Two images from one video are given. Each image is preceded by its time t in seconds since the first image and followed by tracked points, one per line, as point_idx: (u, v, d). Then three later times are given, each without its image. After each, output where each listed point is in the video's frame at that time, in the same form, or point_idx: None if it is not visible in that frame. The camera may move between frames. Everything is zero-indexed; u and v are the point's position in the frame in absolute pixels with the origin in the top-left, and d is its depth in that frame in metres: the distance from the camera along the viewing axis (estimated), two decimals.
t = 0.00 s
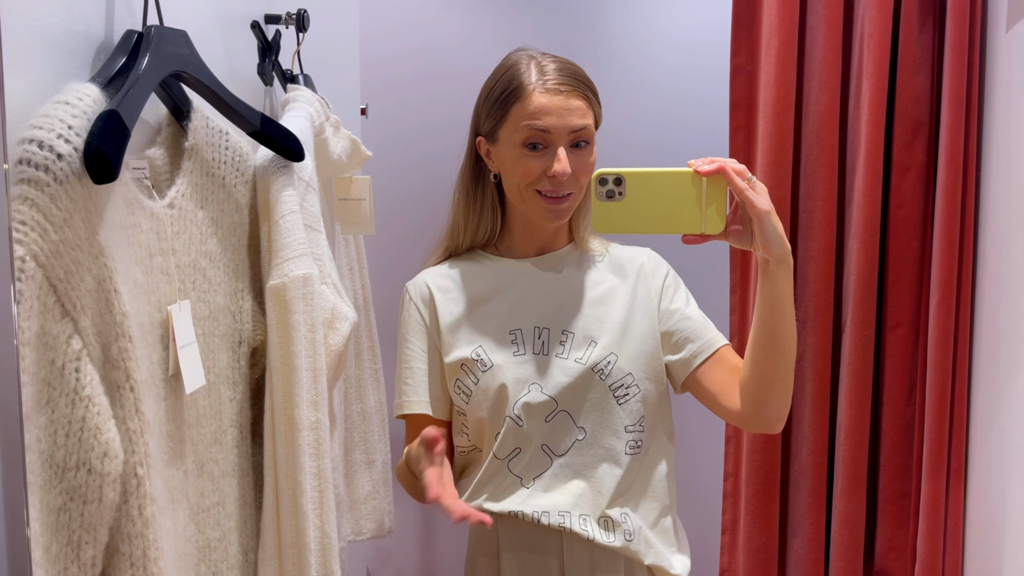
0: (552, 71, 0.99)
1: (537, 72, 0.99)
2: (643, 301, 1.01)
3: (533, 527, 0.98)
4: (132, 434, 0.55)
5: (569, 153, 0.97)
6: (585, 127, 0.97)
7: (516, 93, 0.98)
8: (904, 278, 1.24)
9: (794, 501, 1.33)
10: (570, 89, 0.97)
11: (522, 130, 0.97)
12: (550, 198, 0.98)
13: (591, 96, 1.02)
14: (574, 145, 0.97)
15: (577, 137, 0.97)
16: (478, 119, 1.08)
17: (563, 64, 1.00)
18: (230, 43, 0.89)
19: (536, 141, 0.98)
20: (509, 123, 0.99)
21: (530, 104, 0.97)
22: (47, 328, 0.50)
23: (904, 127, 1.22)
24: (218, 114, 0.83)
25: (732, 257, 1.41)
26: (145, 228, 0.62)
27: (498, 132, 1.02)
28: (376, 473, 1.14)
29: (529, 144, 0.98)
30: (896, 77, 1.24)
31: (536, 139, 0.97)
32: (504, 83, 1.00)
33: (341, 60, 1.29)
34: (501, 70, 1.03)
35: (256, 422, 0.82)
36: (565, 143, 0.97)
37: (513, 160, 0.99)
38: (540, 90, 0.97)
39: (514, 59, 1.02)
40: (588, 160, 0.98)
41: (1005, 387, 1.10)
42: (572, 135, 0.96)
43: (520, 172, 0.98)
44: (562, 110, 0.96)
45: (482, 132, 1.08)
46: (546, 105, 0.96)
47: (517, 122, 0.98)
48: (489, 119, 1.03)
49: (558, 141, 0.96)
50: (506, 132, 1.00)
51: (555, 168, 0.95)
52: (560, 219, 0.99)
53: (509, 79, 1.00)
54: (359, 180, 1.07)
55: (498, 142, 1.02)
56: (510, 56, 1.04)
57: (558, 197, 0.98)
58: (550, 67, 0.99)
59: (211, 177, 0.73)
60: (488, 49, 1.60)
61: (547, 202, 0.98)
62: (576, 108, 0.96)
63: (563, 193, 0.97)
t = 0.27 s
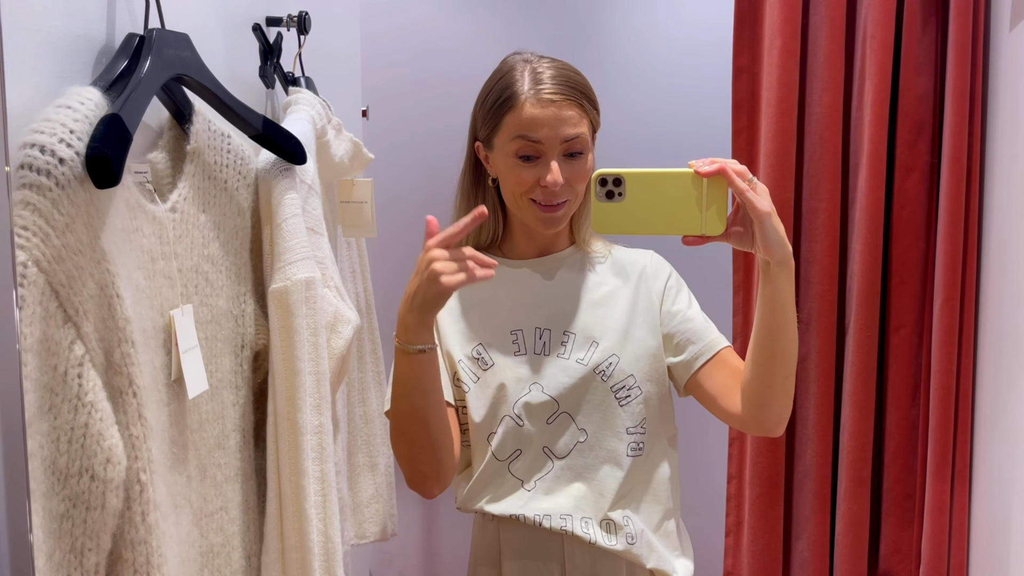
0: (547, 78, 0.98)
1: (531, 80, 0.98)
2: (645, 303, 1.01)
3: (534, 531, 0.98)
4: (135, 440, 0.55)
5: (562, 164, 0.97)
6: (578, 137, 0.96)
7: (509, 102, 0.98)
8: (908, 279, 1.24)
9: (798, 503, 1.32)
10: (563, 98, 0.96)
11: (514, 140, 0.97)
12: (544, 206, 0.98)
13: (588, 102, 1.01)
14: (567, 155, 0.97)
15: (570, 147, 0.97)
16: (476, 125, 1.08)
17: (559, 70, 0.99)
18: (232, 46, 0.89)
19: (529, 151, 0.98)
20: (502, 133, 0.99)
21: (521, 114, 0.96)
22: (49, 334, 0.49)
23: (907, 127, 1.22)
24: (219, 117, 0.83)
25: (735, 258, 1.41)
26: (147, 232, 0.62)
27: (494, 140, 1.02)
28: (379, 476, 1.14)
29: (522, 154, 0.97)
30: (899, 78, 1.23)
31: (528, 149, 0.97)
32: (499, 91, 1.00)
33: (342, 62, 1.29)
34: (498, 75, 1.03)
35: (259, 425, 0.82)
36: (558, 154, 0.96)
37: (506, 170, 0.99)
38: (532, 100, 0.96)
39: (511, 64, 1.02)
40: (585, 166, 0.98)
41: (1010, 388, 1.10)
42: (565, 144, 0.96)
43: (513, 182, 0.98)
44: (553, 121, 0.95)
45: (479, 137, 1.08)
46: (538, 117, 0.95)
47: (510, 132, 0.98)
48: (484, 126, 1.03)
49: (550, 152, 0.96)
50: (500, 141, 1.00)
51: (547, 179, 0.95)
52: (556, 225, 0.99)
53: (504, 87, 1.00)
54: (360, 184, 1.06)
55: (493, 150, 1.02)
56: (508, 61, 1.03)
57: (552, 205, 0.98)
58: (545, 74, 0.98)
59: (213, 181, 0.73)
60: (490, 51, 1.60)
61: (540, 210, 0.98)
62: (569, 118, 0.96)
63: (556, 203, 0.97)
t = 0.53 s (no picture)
0: (550, 75, 0.98)
1: (534, 77, 0.98)
2: (647, 302, 1.01)
3: (535, 528, 0.98)
4: (136, 436, 0.55)
5: (565, 161, 0.97)
6: (581, 134, 0.96)
7: (511, 100, 0.97)
8: (910, 276, 1.23)
9: (800, 501, 1.32)
10: (566, 95, 0.96)
11: (517, 137, 0.97)
12: (548, 205, 0.98)
13: (592, 100, 1.01)
14: (570, 152, 0.97)
15: (574, 144, 0.97)
16: (479, 122, 1.08)
17: (562, 67, 0.99)
18: (233, 44, 0.89)
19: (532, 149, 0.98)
20: (506, 130, 0.99)
21: (524, 112, 0.96)
22: (51, 330, 0.49)
23: (909, 124, 1.21)
24: (220, 114, 0.83)
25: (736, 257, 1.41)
26: (148, 229, 0.62)
27: (497, 138, 1.02)
28: (382, 474, 1.14)
29: (525, 151, 0.98)
30: (900, 75, 1.23)
31: (531, 147, 0.97)
32: (502, 88, 1.00)
33: (343, 61, 1.29)
34: (501, 73, 1.03)
35: (261, 423, 0.82)
36: (561, 151, 0.96)
37: (510, 167, 0.99)
38: (535, 97, 0.96)
39: (514, 62, 1.02)
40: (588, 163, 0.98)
41: (1012, 385, 1.10)
42: (568, 142, 0.96)
43: (516, 179, 0.98)
44: (556, 118, 0.95)
45: (482, 135, 1.08)
46: (541, 114, 0.95)
47: (513, 129, 0.98)
48: (487, 124, 1.03)
49: (553, 148, 0.96)
50: (503, 138, 1.00)
51: (550, 176, 0.95)
52: (559, 225, 0.99)
53: (506, 84, 1.00)
54: (362, 181, 1.06)
55: (496, 147, 1.03)
56: (511, 58, 1.03)
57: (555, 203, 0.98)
58: (548, 71, 0.98)
59: (214, 178, 0.73)
60: (491, 49, 1.59)
61: (543, 208, 0.98)
62: (572, 115, 0.96)
63: (560, 200, 0.97)
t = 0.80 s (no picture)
0: (554, 72, 0.97)
1: (537, 75, 0.97)
2: (654, 300, 1.00)
3: (540, 527, 0.97)
4: (140, 435, 0.55)
5: (567, 159, 0.96)
6: (584, 132, 0.95)
7: (514, 97, 0.97)
8: (918, 274, 1.22)
9: (808, 500, 1.31)
10: (569, 93, 0.95)
11: (520, 136, 0.97)
12: (551, 205, 0.98)
13: (596, 97, 1.00)
14: (573, 150, 0.96)
15: (577, 143, 0.96)
16: (482, 120, 1.08)
17: (565, 64, 0.98)
18: (237, 41, 0.89)
19: (535, 148, 0.97)
20: (508, 128, 0.98)
21: (526, 110, 0.95)
22: (53, 329, 0.49)
23: (918, 120, 1.20)
24: (224, 112, 0.82)
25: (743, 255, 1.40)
26: (151, 227, 0.61)
27: (500, 136, 1.01)
28: (386, 474, 1.14)
29: (528, 150, 0.97)
30: (908, 70, 1.22)
31: (534, 145, 0.96)
32: (505, 86, 0.99)
33: (347, 58, 1.28)
34: (504, 70, 1.02)
35: (266, 422, 0.82)
36: (564, 150, 0.96)
37: (513, 166, 0.98)
38: (537, 95, 0.95)
39: (517, 59, 1.01)
40: (593, 162, 0.97)
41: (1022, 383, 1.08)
42: (571, 141, 0.95)
43: (519, 179, 0.98)
44: (559, 117, 0.94)
45: (486, 133, 1.07)
46: (543, 112, 0.94)
47: (515, 128, 0.97)
48: (491, 122, 1.03)
49: (556, 147, 0.95)
50: (506, 137, 0.99)
51: (553, 176, 0.94)
52: (563, 225, 0.98)
53: (509, 82, 0.99)
54: (366, 179, 1.06)
55: (500, 145, 1.02)
56: (514, 55, 1.03)
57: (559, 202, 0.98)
58: (552, 69, 0.97)
59: (218, 176, 0.73)
60: (495, 47, 1.59)
61: (547, 208, 0.97)
62: (575, 113, 0.95)
63: (563, 200, 0.96)
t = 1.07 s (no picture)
0: (556, 64, 0.96)
1: (538, 67, 0.96)
2: (661, 298, 0.99)
3: (544, 528, 0.96)
4: (139, 433, 0.54)
5: (569, 151, 0.95)
6: (586, 124, 0.95)
7: (516, 90, 0.96)
8: (926, 271, 1.21)
9: (814, 500, 1.30)
10: (570, 85, 0.95)
11: (521, 129, 0.96)
12: (554, 199, 0.97)
13: (599, 89, 0.99)
14: (575, 142, 0.95)
15: (579, 135, 0.95)
16: (486, 115, 1.07)
17: (567, 56, 0.97)
18: (239, 37, 0.88)
19: (536, 140, 0.96)
20: (509, 121, 0.98)
21: (527, 102, 0.95)
22: (52, 326, 0.49)
23: (926, 116, 1.19)
24: (226, 108, 0.82)
25: (749, 252, 1.38)
26: (152, 223, 0.61)
27: (502, 129, 1.01)
28: (390, 471, 1.13)
29: (529, 143, 0.97)
30: (916, 66, 1.20)
31: (534, 138, 0.96)
32: (506, 79, 0.99)
33: (351, 55, 1.28)
34: (506, 63, 1.01)
35: (268, 419, 0.81)
36: (565, 142, 0.95)
37: (514, 159, 0.98)
38: (537, 87, 0.95)
39: (520, 52, 1.00)
40: (596, 154, 0.96)
41: None
42: (572, 133, 0.95)
43: (520, 172, 0.97)
44: (560, 109, 0.94)
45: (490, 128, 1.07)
46: (544, 104, 0.94)
47: (516, 121, 0.97)
48: (493, 115, 1.02)
49: (556, 139, 0.95)
50: (507, 130, 0.99)
51: (553, 168, 0.93)
52: (566, 220, 0.97)
53: (511, 74, 0.98)
54: (370, 176, 1.05)
55: (502, 139, 1.02)
56: (517, 48, 1.02)
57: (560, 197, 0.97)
58: (554, 61, 0.96)
59: (220, 172, 0.72)
60: (499, 42, 1.57)
61: (548, 202, 0.97)
62: (575, 105, 0.94)
63: (565, 194, 0.96)
